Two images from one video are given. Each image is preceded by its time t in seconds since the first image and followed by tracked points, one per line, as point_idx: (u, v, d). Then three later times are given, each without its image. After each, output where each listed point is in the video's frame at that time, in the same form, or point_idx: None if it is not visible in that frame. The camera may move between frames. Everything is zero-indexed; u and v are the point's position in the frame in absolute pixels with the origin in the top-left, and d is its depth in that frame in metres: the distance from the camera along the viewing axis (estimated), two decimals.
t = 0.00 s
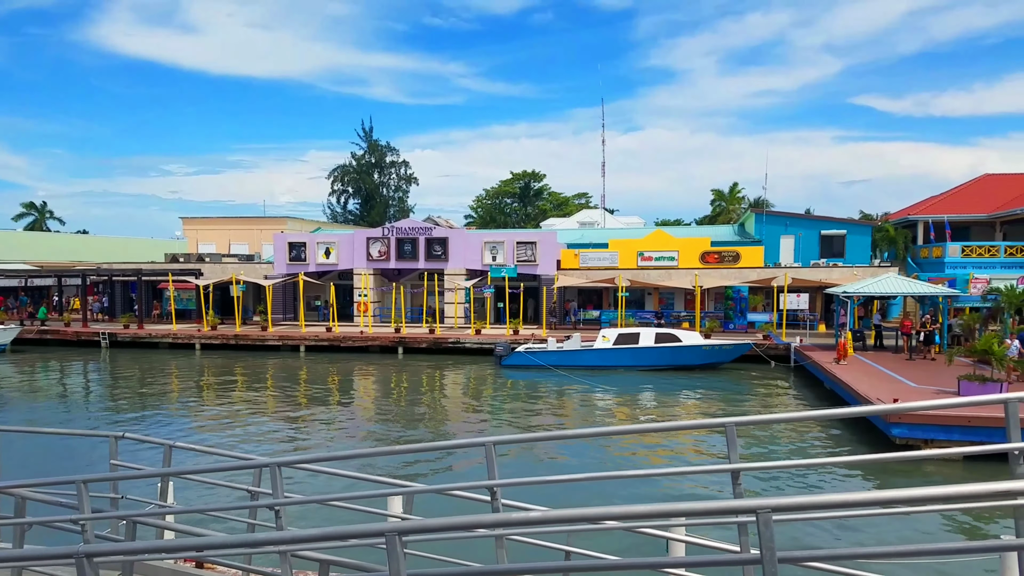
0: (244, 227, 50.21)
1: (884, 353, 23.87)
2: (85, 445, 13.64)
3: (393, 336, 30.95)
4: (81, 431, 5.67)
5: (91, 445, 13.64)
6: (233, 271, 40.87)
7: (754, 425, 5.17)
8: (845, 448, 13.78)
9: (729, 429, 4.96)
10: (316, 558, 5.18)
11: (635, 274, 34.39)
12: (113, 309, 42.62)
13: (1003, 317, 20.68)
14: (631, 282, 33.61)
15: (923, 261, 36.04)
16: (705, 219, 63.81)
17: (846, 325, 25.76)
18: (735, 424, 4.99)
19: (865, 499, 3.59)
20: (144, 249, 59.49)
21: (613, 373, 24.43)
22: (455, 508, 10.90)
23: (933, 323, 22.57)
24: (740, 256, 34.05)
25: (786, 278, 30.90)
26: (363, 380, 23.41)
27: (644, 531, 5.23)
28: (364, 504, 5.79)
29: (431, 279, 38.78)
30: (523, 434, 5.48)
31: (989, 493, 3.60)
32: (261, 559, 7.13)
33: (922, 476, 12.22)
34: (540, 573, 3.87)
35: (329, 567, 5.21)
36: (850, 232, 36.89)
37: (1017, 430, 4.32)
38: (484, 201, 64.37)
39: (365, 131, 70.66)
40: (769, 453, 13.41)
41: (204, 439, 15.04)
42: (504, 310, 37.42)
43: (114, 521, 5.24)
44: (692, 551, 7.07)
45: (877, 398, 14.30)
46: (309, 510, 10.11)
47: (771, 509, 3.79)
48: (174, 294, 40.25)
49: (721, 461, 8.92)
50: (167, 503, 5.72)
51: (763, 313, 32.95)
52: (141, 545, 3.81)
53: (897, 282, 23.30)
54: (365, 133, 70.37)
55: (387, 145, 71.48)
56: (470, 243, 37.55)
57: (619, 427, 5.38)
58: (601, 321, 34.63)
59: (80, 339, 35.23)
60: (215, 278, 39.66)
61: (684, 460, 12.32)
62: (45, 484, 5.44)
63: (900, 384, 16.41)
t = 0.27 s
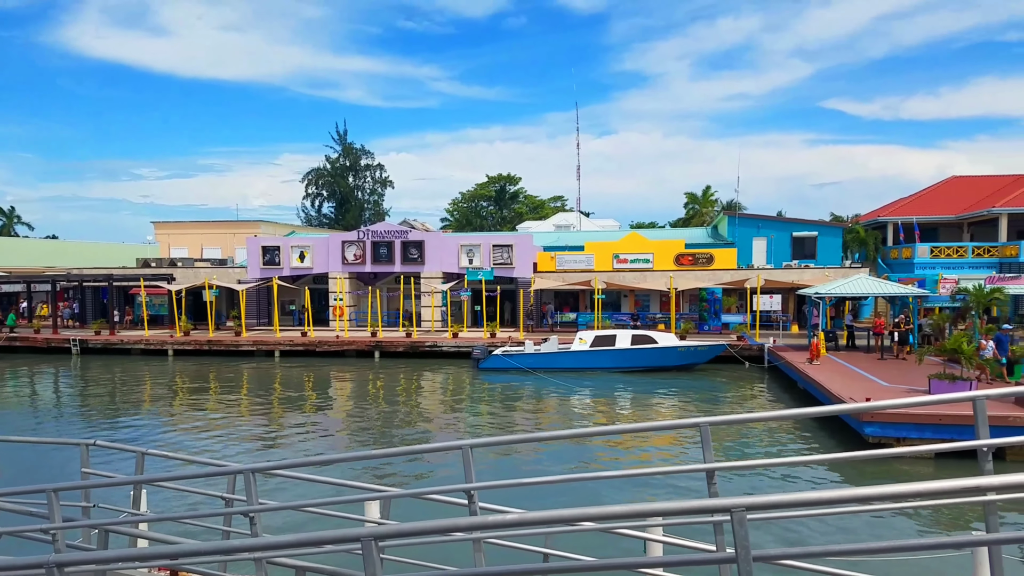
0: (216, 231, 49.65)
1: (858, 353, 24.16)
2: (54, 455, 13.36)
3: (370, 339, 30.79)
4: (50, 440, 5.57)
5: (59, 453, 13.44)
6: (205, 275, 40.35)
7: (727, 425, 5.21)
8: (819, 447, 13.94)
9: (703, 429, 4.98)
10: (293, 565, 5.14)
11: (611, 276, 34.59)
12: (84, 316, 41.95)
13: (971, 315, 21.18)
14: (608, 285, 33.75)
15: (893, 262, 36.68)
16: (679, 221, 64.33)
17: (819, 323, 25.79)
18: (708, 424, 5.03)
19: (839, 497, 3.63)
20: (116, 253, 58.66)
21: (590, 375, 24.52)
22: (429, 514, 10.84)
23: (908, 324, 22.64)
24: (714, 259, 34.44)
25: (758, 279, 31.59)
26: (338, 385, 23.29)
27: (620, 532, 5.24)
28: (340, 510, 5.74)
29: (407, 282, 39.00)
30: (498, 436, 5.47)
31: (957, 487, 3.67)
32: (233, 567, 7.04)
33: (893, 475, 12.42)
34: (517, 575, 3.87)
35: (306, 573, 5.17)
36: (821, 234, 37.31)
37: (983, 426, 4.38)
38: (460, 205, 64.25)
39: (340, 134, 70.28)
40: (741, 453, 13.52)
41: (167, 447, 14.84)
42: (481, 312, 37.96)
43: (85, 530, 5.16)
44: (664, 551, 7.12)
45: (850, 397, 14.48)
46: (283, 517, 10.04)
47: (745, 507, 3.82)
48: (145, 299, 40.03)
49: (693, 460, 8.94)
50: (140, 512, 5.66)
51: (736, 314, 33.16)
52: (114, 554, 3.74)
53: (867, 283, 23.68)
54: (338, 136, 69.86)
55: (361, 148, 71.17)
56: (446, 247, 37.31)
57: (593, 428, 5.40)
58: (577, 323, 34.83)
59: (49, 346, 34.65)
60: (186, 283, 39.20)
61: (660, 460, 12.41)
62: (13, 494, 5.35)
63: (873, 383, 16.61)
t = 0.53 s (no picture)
0: (196, 225, 49.23)
1: (837, 353, 24.38)
2: (29, 448, 13.22)
3: (351, 336, 30.67)
4: (24, 435, 5.49)
5: (34, 448, 13.31)
6: (185, 270, 40.01)
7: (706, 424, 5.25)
8: (799, 445, 14.08)
9: (683, 427, 5.01)
10: (272, 562, 5.11)
11: (593, 274, 34.47)
12: (62, 309, 41.48)
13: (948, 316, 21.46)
14: (590, 283, 33.83)
15: (873, 264, 36.98)
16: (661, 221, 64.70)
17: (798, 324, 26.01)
18: (687, 421, 5.06)
19: (814, 495, 3.66)
20: (94, 246, 58.00)
21: (572, 373, 24.59)
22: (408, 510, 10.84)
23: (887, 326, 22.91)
24: (696, 258, 34.59)
25: (739, 280, 31.89)
26: (319, 381, 23.22)
27: (599, 529, 5.25)
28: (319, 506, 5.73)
29: (389, 279, 38.95)
30: (480, 434, 5.47)
31: (934, 488, 3.69)
32: (214, 562, 7.01)
33: (870, 474, 12.59)
34: (497, 572, 3.87)
35: (285, 571, 5.14)
36: (801, 235, 37.67)
37: (958, 424, 4.39)
38: (444, 202, 64.17)
39: (322, 129, 69.96)
40: (722, 451, 13.61)
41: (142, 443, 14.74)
42: (464, 309, 37.90)
43: (61, 526, 5.10)
44: (644, 548, 7.12)
45: (828, 397, 14.63)
46: (262, 513, 10.01)
47: (722, 505, 3.84)
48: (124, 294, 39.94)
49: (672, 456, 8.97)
50: (116, 508, 5.61)
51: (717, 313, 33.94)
52: (91, 549, 3.70)
53: (846, 284, 23.97)
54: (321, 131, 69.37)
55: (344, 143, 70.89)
56: (429, 243, 37.40)
57: (577, 426, 5.41)
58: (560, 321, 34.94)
59: (25, 340, 34.24)
60: (165, 277, 38.87)
61: (639, 458, 12.48)
62: None
63: (851, 383, 16.80)
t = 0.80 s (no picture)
0: (175, 227, 48.72)
1: (816, 351, 24.65)
2: (10, 454, 13.09)
3: (333, 338, 30.50)
4: None
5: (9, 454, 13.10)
6: (164, 272, 39.62)
7: (688, 422, 5.30)
8: (781, 443, 14.23)
9: (665, 426, 5.04)
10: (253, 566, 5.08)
11: (576, 275, 34.77)
12: (38, 313, 40.83)
13: (924, 315, 21.80)
14: (573, 284, 33.93)
15: (851, 264, 37.42)
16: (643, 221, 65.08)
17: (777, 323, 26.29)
18: (669, 420, 5.10)
19: (796, 493, 3.69)
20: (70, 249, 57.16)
21: (555, 374, 24.66)
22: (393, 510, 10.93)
23: (863, 325, 23.10)
24: (677, 259, 34.83)
25: (719, 279, 32.29)
26: (301, 384, 23.09)
27: (583, 529, 5.28)
28: (301, 510, 5.70)
29: (371, 281, 38.55)
30: (462, 436, 5.46)
31: (913, 484, 3.74)
32: (197, 566, 6.97)
33: (849, 471, 12.79)
34: (480, 572, 3.87)
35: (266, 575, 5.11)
36: (781, 236, 38.17)
37: (934, 423, 4.41)
38: (426, 202, 63.88)
39: (303, 129, 69.46)
40: (704, 450, 13.74)
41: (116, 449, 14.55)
42: (447, 310, 37.86)
43: (38, 533, 5.03)
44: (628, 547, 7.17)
45: (807, 395, 14.82)
46: (245, 515, 9.99)
47: (702, 503, 3.89)
48: (103, 296, 39.74)
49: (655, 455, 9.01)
50: (95, 513, 5.54)
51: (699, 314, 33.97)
52: (69, 555, 3.66)
53: (824, 283, 24.28)
54: (301, 131, 68.85)
55: (324, 144, 70.41)
56: (412, 245, 37.21)
57: (561, 426, 5.43)
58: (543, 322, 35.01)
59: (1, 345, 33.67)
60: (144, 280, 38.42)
61: (621, 457, 12.53)
62: None
63: (830, 381, 17.04)
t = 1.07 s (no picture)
0: (144, 226, 47.96)
1: (786, 347, 25.08)
2: None
3: (305, 338, 30.27)
4: None
5: None
6: (132, 272, 38.95)
7: (660, 419, 5.35)
8: (751, 439, 14.36)
9: (637, 423, 5.07)
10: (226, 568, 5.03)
11: (551, 274, 35.11)
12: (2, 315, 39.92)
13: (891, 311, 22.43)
14: (548, 283, 34.04)
15: (819, 260, 37.96)
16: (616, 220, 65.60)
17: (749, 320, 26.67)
18: (641, 417, 5.14)
19: (767, 487, 3.73)
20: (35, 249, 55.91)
21: (530, 372, 24.72)
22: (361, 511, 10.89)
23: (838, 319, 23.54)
24: (650, 257, 35.04)
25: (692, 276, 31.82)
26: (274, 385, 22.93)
27: (557, 526, 5.29)
28: (275, 511, 5.65)
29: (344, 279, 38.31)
30: (435, 436, 5.45)
31: (880, 478, 3.79)
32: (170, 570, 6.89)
33: (818, 464, 13.03)
34: (455, 571, 3.86)
35: None
36: (751, 233, 38.48)
37: (900, 416, 4.43)
38: (400, 201, 63.82)
39: (273, 127, 68.75)
40: (678, 445, 13.89)
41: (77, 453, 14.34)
42: (422, 310, 37.73)
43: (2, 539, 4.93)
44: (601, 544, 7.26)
45: (777, 390, 15.05)
46: (217, 518, 9.90)
47: (675, 498, 3.91)
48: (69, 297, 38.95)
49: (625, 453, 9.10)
50: (63, 518, 5.45)
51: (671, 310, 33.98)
52: (35, 561, 3.56)
53: (795, 280, 24.68)
54: (271, 129, 68.25)
55: (296, 141, 69.80)
56: (386, 243, 37.06)
57: (534, 424, 5.45)
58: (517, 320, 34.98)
59: None
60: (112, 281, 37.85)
61: (594, 453, 12.63)
62: None
63: (801, 377, 17.31)
